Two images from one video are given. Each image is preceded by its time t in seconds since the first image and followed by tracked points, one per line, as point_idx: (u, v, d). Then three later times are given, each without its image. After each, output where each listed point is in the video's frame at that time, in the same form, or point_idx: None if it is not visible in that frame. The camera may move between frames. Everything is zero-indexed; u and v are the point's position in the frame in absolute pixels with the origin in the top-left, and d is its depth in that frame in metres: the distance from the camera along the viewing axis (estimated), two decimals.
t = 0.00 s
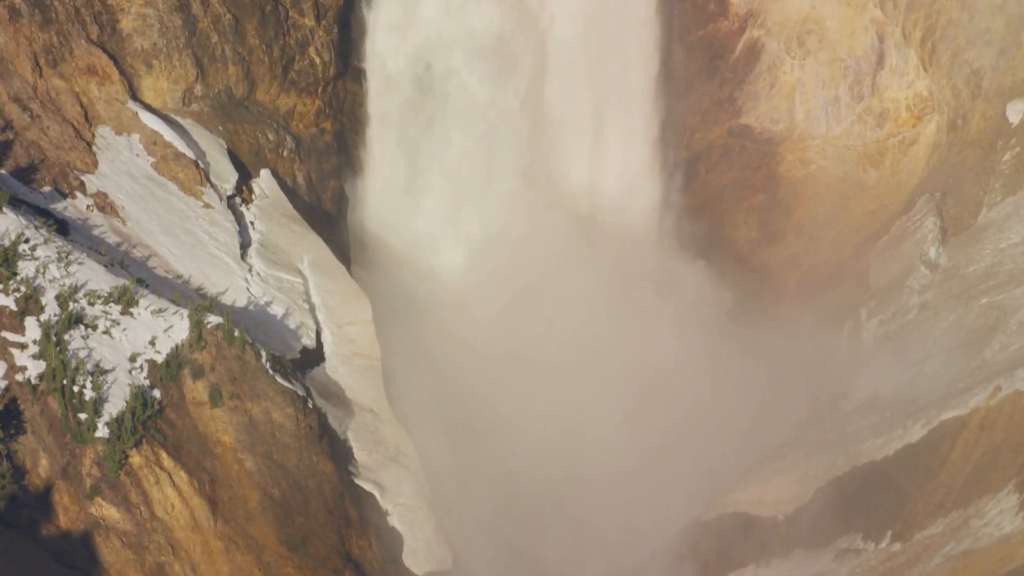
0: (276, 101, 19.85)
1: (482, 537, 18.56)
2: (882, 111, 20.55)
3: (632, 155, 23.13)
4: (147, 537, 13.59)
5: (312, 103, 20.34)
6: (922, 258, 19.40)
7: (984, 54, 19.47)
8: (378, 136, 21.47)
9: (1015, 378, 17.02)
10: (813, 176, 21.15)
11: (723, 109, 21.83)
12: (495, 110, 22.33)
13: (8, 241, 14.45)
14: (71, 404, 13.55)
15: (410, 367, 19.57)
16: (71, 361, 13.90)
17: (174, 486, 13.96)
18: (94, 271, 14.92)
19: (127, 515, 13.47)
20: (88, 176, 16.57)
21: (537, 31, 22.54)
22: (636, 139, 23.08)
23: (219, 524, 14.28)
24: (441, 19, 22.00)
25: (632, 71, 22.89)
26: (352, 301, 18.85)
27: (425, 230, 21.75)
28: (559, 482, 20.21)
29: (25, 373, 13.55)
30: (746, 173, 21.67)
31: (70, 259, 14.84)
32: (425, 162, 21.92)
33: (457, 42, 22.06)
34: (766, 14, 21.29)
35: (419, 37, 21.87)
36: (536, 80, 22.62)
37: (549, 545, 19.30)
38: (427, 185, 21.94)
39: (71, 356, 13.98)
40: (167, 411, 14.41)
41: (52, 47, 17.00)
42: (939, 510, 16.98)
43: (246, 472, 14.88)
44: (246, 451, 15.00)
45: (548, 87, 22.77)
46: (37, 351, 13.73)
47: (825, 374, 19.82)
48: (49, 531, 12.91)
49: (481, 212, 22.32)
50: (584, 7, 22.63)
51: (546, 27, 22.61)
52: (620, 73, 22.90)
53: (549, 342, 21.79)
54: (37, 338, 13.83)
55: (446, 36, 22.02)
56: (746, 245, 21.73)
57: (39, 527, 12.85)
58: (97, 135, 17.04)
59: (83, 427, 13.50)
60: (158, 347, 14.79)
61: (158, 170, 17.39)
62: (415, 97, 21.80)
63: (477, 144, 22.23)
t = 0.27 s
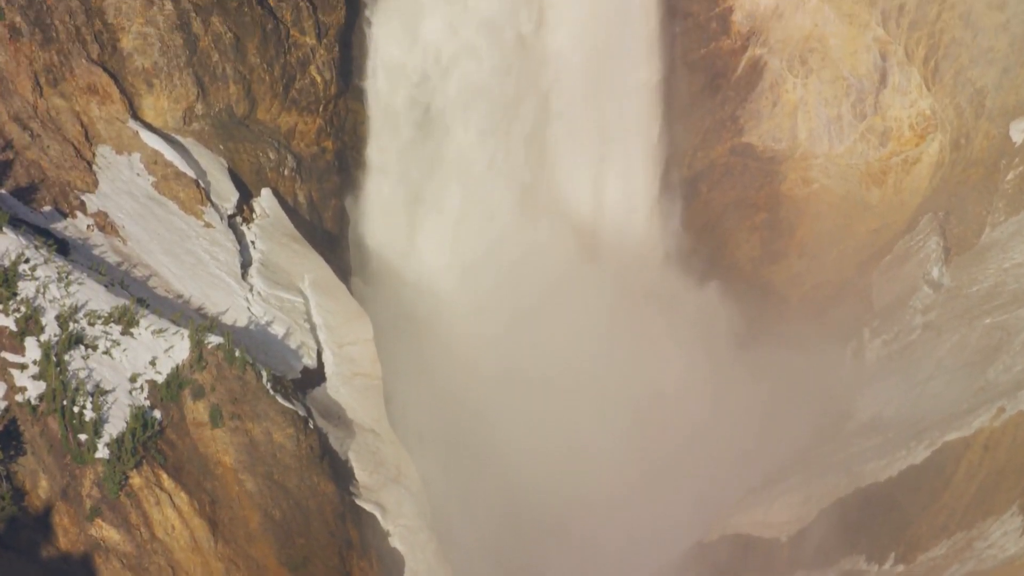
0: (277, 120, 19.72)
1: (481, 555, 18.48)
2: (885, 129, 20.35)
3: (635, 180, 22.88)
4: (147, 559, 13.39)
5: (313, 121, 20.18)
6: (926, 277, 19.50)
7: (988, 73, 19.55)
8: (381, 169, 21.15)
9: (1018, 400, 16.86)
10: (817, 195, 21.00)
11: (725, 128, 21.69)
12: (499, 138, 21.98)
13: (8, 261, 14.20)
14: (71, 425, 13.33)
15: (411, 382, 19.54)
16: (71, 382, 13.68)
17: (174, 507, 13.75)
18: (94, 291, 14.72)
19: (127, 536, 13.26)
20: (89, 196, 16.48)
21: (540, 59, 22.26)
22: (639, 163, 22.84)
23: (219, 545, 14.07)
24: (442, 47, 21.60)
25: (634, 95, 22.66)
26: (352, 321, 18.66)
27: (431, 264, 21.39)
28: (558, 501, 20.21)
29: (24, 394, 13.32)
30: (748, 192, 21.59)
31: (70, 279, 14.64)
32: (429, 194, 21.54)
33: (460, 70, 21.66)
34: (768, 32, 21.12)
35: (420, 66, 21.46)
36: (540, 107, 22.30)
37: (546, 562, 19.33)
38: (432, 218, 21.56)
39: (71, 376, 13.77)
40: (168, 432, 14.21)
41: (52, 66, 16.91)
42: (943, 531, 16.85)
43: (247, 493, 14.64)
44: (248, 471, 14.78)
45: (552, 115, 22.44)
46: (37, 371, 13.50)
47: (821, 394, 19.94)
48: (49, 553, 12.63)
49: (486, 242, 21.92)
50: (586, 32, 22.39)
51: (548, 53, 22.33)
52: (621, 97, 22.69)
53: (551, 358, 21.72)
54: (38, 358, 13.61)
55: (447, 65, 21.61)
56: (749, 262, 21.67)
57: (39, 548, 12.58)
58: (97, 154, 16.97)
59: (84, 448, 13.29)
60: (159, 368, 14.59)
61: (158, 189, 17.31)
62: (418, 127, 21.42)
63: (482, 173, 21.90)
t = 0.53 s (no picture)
0: (278, 137, 19.69)
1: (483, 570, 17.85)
2: (887, 146, 20.32)
3: (632, 208, 23.20)
4: None
5: (314, 138, 20.13)
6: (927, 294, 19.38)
7: (990, 89, 19.43)
8: (381, 202, 21.06)
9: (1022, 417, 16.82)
10: (818, 212, 20.95)
11: (727, 143, 21.78)
12: (500, 171, 22.01)
13: (8, 278, 14.20)
14: (72, 443, 13.23)
15: (411, 391, 19.48)
16: (71, 399, 13.57)
17: (175, 526, 13.56)
18: (94, 308, 14.65)
19: (128, 555, 13.11)
20: (88, 212, 16.40)
21: (540, 91, 22.31)
22: (637, 192, 23.18)
23: (220, 564, 13.89)
24: (443, 80, 21.53)
25: (631, 127, 23.05)
26: (352, 338, 18.50)
27: (434, 297, 21.35)
28: (560, 513, 20.02)
29: (24, 412, 13.24)
30: (750, 208, 21.63)
31: (71, 297, 14.60)
32: (431, 227, 21.50)
33: (461, 103, 21.64)
34: (770, 48, 21.14)
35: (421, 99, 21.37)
36: (541, 139, 22.35)
37: None
38: (434, 251, 21.55)
39: (71, 394, 13.66)
40: (168, 449, 14.02)
41: (53, 83, 16.86)
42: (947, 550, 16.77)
43: (247, 511, 14.42)
44: (248, 490, 14.53)
45: (552, 146, 22.52)
46: (36, 390, 13.41)
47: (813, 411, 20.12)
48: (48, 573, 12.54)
49: (489, 274, 21.90)
50: (585, 64, 22.56)
51: (550, 74, 22.38)
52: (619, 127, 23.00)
53: (551, 372, 21.71)
54: (38, 376, 13.54)
55: (448, 99, 21.56)
56: (752, 278, 21.74)
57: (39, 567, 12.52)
58: (98, 171, 16.92)
59: (83, 466, 13.17)
60: (159, 385, 14.45)
61: (159, 207, 17.26)
62: (419, 160, 21.37)
63: (484, 206, 21.90)
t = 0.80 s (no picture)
0: (279, 156, 19.62)
1: None
2: (890, 165, 20.25)
3: (635, 236, 22.73)
4: None
5: (315, 157, 20.04)
6: (930, 314, 19.35)
7: (993, 109, 19.54)
8: (379, 233, 20.87)
9: None
10: (822, 231, 20.91)
11: (729, 162, 21.68)
12: (500, 201, 21.70)
13: (7, 298, 14.01)
14: (72, 464, 13.10)
15: (410, 410, 19.15)
16: (71, 420, 13.46)
17: (175, 548, 13.44)
18: (95, 329, 14.53)
19: None
20: (88, 232, 16.32)
21: (541, 120, 21.99)
22: (641, 220, 22.72)
23: None
24: (442, 110, 21.36)
25: (636, 155, 22.58)
26: (354, 357, 18.52)
27: (433, 329, 20.90)
28: (566, 531, 19.39)
29: (24, 433, 13.08)
30: (752, 228, 21.49)
31: (71, 317, 14.44)
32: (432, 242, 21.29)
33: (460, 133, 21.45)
34: (771, 68, 21.13)
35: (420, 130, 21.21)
36: (542, 169, 22.03)
37: None
38: (433, 282, 21.24)
39: (71, 415, 13.54)
40: (169, 471, 13.93)
41: (52, 102, 16.79)
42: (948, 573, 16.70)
43: (248, 532, 14.35)
44: (248, 511, 14.48)
45: (554, 176, 22.18)
46: (37, 411, 13.27)
47: (817, 435, 19.89)
48: None
49: (488, 304, 21.43)
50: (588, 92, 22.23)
51: (553, 86, 22.07)
52: (623, 156, 22.56)
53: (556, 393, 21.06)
54: (37, 398, 13.36)
55: (448, 122, 21.41)
56: (754, 298, 21.58)
57: None
58: (98, 191, 16.84)
59: (83, 487, 13.05)
60: (160, 407, 14.36)
61: (160, 227, 17.20)
62: (418, 190, 21.18)
63: (484, 237, 21.56)
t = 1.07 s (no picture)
0: (280, 173, 19.62)
1: None
2: (892, 182, 20.14)
3: (637, 254, 22.65)
4: None
5: (315, 174, 20.05)
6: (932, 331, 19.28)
7: (996, 126, 19.40)
8: (381, 255, 21.08)
9: None
10: (823, 248, 20.68)
11: (731, 179, 21.48)
12: (501, 223, 21.93)
13: (7, 317, 14.00)
14: (71, 483, 13.05)
15: (410, 424, 19.11)
16: (70, 439, 13.39)
17: (176, 569, 13.37)
18: (95, 347, 14.48)
19: None
20: (88, 250, 16.24)
21: (542, 143, 22.16)
22: (643, 234, 22.62)
23: None
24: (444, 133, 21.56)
25: (638, 176, 22.57)
26: (354, 375, 18.43)
27: (434, 344, 21.07)
28: (556, 544, 18.72)
29: (24, 451, 13.07)
30: (754, 245, 21.23)
31: (71, 335, 14.42)
32: (433, 258, 21.53)
33: (462, 156, 21.69)
34: (773, 84, 20.98)
35: (422, 153, 21.41)
36: (543, 191, 22.18)
37: None
38: (434, 303, 21.44)
39: (71, 435, 13.46)
40: (168, 490, 13.86)
41: (52, 120, 16.75)
42: None
43: (249, 552, 14.20)
44: (248, 529, 14.34)
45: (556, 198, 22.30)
46: (36, 430, 13.24)
47: (821, 452, 19.32)
48: None
49: (488, 325, 21.52)
50: (590, 115, 22.37)
51: (553, 101, 22.22)
52: (625, 177, 22.59)
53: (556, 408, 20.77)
54: (37, 416, 13.36)
55: (448, 138, 21.60)
56: (756, 315, 21.31)
57: None
58: (98, 209, 16.76)
59: (83, 506, 13.01)
60: (160, 425, 14.27)
61: (160, 244, 17.15)
62: (419, 212, 21.41)
63: (484, 258, 21.78)
